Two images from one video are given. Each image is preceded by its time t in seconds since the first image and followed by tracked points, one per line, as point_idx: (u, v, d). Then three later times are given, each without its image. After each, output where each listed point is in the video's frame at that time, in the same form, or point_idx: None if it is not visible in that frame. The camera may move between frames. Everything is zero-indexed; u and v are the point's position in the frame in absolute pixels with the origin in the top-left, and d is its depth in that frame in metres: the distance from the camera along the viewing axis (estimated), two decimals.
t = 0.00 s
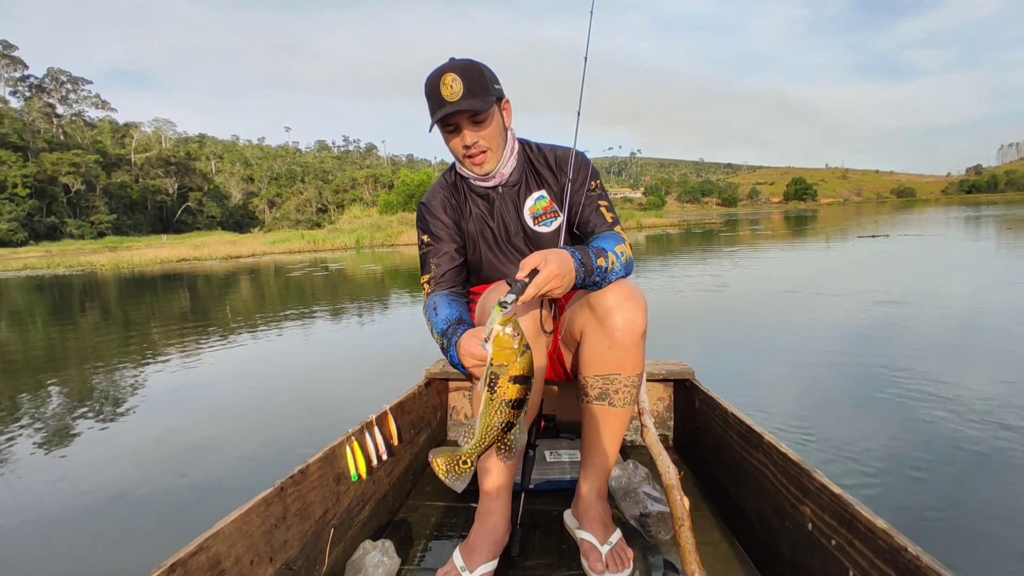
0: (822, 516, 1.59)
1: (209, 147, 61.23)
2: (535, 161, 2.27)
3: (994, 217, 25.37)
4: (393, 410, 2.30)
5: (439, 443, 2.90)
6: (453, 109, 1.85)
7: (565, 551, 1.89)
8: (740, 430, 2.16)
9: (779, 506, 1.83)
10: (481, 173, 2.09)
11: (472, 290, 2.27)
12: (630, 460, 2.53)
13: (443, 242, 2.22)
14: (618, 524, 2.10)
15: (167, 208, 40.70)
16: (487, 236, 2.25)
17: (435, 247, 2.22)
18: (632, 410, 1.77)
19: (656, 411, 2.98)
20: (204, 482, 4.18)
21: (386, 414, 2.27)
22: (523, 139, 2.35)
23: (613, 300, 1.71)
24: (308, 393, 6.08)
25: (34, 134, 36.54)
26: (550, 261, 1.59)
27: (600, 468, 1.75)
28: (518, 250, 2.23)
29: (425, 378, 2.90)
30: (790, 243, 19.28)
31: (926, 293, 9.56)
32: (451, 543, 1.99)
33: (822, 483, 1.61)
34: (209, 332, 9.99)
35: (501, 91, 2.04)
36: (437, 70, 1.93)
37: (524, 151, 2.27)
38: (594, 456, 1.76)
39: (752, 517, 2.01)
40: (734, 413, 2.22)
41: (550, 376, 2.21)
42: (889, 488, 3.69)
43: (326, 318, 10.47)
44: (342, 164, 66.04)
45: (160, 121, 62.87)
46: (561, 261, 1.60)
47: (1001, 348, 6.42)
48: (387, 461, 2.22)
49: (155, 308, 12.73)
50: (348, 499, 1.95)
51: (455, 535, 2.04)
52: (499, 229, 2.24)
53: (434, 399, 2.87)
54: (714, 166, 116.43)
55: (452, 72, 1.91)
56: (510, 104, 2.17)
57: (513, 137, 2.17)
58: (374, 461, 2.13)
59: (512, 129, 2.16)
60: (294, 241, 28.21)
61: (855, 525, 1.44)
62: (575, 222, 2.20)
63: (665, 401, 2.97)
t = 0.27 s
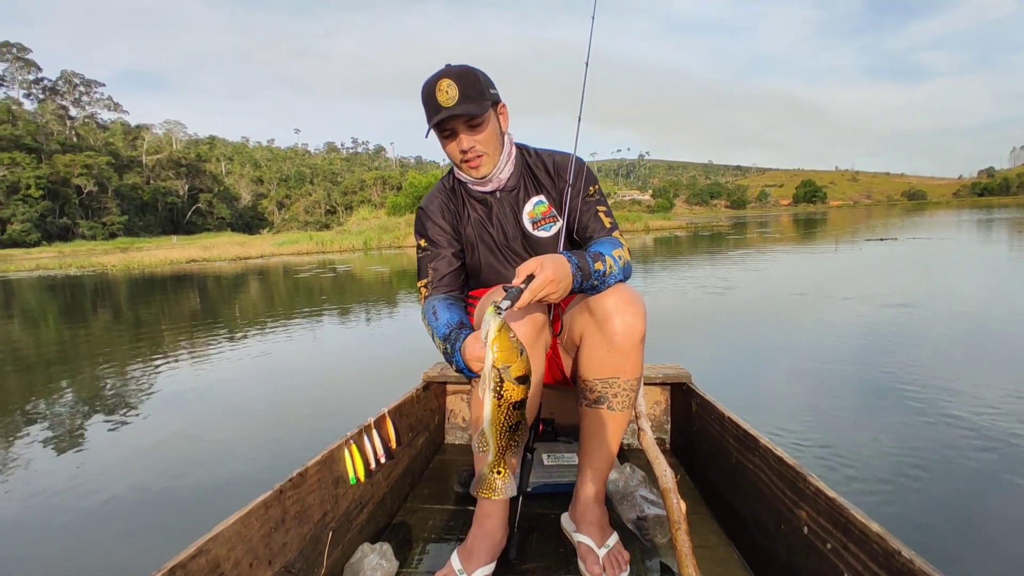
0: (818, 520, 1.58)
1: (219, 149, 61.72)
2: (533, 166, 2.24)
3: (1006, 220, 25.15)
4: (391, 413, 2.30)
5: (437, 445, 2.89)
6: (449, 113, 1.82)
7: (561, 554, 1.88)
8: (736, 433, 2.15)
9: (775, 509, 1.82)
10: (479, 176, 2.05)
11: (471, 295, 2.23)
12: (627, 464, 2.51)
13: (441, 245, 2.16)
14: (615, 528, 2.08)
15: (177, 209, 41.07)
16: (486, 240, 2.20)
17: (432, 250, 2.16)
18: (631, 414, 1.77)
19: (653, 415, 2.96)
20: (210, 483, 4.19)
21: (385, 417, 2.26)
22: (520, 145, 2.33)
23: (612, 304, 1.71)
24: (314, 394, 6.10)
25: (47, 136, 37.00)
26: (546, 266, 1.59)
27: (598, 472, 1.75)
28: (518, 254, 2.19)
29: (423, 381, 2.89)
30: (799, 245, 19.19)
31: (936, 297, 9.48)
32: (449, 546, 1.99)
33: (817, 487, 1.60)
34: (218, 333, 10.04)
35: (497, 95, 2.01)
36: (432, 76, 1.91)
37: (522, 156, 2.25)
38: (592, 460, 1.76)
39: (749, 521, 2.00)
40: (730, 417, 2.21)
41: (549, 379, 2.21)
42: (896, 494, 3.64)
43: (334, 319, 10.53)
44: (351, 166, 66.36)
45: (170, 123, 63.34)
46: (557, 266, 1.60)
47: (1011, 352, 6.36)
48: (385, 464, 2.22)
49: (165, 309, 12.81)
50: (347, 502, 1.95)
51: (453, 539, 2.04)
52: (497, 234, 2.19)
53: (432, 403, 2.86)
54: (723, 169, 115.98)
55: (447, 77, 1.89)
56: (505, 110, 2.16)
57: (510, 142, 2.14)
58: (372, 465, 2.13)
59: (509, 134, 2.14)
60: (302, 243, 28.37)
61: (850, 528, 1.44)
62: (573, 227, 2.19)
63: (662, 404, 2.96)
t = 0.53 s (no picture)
0: (817, 524, 1.58)
1: (231, 150, 62.21)
2: (534, 171, 2.22)
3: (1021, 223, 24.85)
4: (392, 415, 2.31)
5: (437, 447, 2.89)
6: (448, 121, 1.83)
7: (561, 556, 1.88)
8: (735, 437, 2.15)
9: (773, 513, 1.82)
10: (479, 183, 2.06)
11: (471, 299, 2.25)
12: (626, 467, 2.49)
13: (442, 250, 2.20)
14: (614, 530, 2.07)
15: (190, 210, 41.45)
16: (486, 245, 2.21)
17: (433, 255, 2.19)
18: (631, 418, 1.77)
19: (653, 418, 2.93)
20: (217, 482, 4.21)
21: (386, 419, 2.27)
22: (522, 149, 2.31)
23: (613, 309, 1.71)
24: (322, 395, 6.12)
25: (63, 137, 37.49)
26: (556, 268, 1.59)
27: (597, 475, 1.75)
28: (517, 260, 2.19)
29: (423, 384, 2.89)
30: (810, 248, 19.06)
31: (948, 300, 9.38)
32: (450, 548, 1.99)
33: (817, 491, 1.60)
34: (230, 333, 10.10)
35: (497, 101, 2.01)
36: (432, 83, 1.92)
37: (522, 160, 2.22)
38: (592, 462, 1.75)
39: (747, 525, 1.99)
40: (729, 421, 2.20)
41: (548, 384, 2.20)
42: (905, 500, 3.60)
43: (344, 319, 10.58)
44: (361, 167, 66.65)
45: (183, 124, 63.90)
46: (567, 268, 1.60)
47: None
48: (386, 466, 2.22)
49: (177, 309, 12.91)
50: (348, 504, 1.96)
51: (453, 541, 2.04)
52: (497, 239, 2.19)
53: (432, 405, 2.86)
54: (733, 171, 115.43)
55: (446, 85, 1.89)
56: (506, 114, 2.14)
57: (511, 147, 2.13)
58: (373, 467, 2.13)
59: (509, 139, 2.12)
60: (312, 244, 28.54)
61: (849, 533, 1.44)
62: (575, 231, 2.15)
63: (661, 407, 2.93)
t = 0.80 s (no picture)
0: (816, 528, 1.59)
1: (243, 152, 62.69)
2: (532, 175, 2.22)
3: None
4: (392, 418, 2.30)
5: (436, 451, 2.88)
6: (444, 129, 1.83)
7: (560, 561, 1.87)
8: (735, 440, 2.15)
9: (772, 516, 1.83)
10: (477, 188, 2.05)
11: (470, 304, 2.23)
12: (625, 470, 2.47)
13: (440, 255, 2.16)
14: (613, 534, 2.05)
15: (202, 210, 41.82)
16: (486, 250, 2.20)
17: (430, 259, 2.15)
18: (632, 421, 1.75)
19: (652, 421, 2.91)
20: (225, 481, 4.24)
21: (386, 423, 2.27)
22: (519, 154, 2.30)
23: (612, 313, 1.70)
24: (329, 395, 6.14)
25: (79, 139, 37.97)
26: (561, 269, 1.59)
27: (597, 478, 1.74)
28: (517, 265, 2.18)
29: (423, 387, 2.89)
30: (822, 251, 18.89)
31: (962, 304, 9.26)
32: (449, 551, 1.99)
33: (816, 494, 1.60)
34: (241, 333, 10.17)
35: (492, 106, 2.00)
36: (426, 90, 1.91)
37: (521, 164, 2.22)
38: (592, 466, 1.74)
39: (746, 528, 1.99)
40: (728, 423, 2.20)
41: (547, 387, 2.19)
42: (916, 506, 3.54)
43: (354, 320, 10.63)
44: (372, 169, 66.91)
45: (197, 125, 64.50)
46: (572, 269, 1.60)
47: None
48: (385, 469, 2.22)
49: (189, 309, 13.02)
50: (348, 507, 1.95)
51: (452, 545, 2.04)
52: (496, 243, 2.19)
53: (432, 408, 2.86)
54: (745, 174, 114.86)
55: (441, 92, 1.89)
56: (502, 119, 2.14)
57: (508, 151, 2.12)
58: (372, 470, 2.13)
59: (506, 143, 2.13)
60: (323, 245, 28.68)
61: (848, 537, 1.44)
62: (575, 234, 2.14)
63: (661, 410, 2.91)
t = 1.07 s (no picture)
0: (816, 531, 1.59)
1: (257, 153, 63.22)
2: (531, 179, 2.21)
3: None
4: (393, 422, 2.31)
5: (438, 454, 2.88)
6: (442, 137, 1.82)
7: (561, 565, 1.86)
8: (735, 444, 2.15)
9: (773, 519, 1.83)
10: (476, 195, 2.05)
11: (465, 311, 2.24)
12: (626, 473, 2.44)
13: (434, 264, 2.17)
14: (614, 537, 2.04)
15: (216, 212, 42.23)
16: (483, 256, 2.19)
17: (424, 270, 2.17)
18: (631, 425, 1.75)
19: (651, 424, 2.88)
20: (235, 480, 4.28)
21: (386, 427, 2.27)
22: (519, 157, 2.29)
23: (613, 317, 1.70)
24: (338, 396, 6.15)
25: (97, 141, 38.53)
26: (566, 271, 1.58)
27: (597, 481, 1.74)
28: (514, 270, 2.17)
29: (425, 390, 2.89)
30: (836, 254, 18.73)
31: (978, 308, 9.14)
32: (450, 555, 1.99)
33: (815, 498, 1.61)
34: (254, 333, 10.25)
35: (490, 112, 2.00)
36: (424, 98, 1.90)
37: (519, 168, 2.21)
38: (592, 469, 1.75)
39: (747, 530, 1.99)
40: (729, 427, 2.20)
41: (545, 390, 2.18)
42: (929, 513, 3.47)
43: (364, 321, 10.69)
44: (383, 170, 67.23)
45: (212, 127, 65.16)
46: (577, 273, 1.59)
47: None
48: (387, 473, 2.22)
49: (203, 309, 13.13)
50: (349, 511, 1.96)
51: (453, 548, 2.04)
52: (495, 248, 2.18)
53: (433, 411, 2.86)
54: (758, 175, 114.10)
55: (439, 100, 1.89)
56: (501, 124, 2.13)
57: (506, 156, 2.11)
58: (374, 474, 2.13)
59: (504, 148, 2.11)
60: (335, 246, 28.85)
61: (849, 541, 1.45)
62: (574, 238, 2.13)
63: (662, 412, 2.88)
